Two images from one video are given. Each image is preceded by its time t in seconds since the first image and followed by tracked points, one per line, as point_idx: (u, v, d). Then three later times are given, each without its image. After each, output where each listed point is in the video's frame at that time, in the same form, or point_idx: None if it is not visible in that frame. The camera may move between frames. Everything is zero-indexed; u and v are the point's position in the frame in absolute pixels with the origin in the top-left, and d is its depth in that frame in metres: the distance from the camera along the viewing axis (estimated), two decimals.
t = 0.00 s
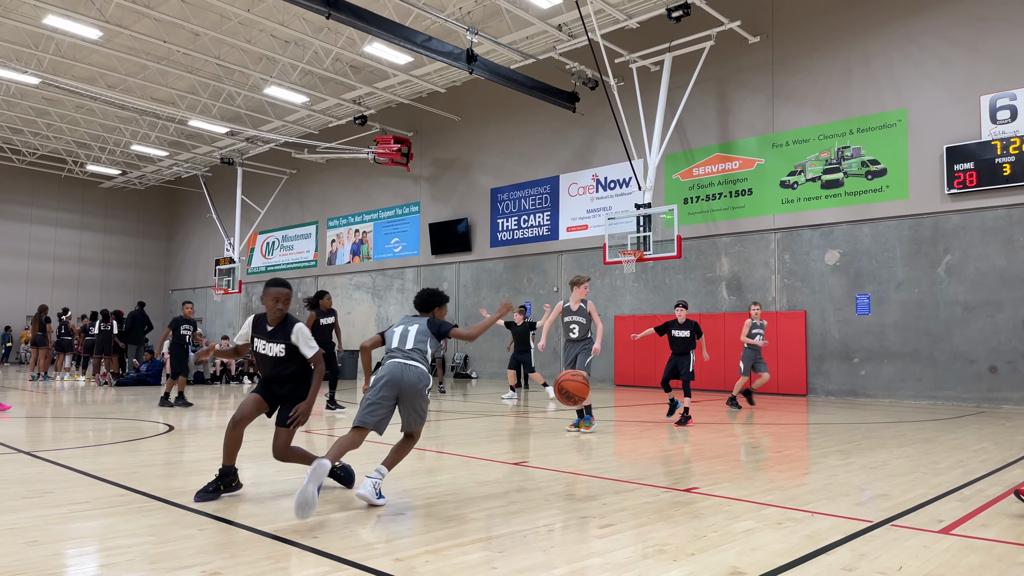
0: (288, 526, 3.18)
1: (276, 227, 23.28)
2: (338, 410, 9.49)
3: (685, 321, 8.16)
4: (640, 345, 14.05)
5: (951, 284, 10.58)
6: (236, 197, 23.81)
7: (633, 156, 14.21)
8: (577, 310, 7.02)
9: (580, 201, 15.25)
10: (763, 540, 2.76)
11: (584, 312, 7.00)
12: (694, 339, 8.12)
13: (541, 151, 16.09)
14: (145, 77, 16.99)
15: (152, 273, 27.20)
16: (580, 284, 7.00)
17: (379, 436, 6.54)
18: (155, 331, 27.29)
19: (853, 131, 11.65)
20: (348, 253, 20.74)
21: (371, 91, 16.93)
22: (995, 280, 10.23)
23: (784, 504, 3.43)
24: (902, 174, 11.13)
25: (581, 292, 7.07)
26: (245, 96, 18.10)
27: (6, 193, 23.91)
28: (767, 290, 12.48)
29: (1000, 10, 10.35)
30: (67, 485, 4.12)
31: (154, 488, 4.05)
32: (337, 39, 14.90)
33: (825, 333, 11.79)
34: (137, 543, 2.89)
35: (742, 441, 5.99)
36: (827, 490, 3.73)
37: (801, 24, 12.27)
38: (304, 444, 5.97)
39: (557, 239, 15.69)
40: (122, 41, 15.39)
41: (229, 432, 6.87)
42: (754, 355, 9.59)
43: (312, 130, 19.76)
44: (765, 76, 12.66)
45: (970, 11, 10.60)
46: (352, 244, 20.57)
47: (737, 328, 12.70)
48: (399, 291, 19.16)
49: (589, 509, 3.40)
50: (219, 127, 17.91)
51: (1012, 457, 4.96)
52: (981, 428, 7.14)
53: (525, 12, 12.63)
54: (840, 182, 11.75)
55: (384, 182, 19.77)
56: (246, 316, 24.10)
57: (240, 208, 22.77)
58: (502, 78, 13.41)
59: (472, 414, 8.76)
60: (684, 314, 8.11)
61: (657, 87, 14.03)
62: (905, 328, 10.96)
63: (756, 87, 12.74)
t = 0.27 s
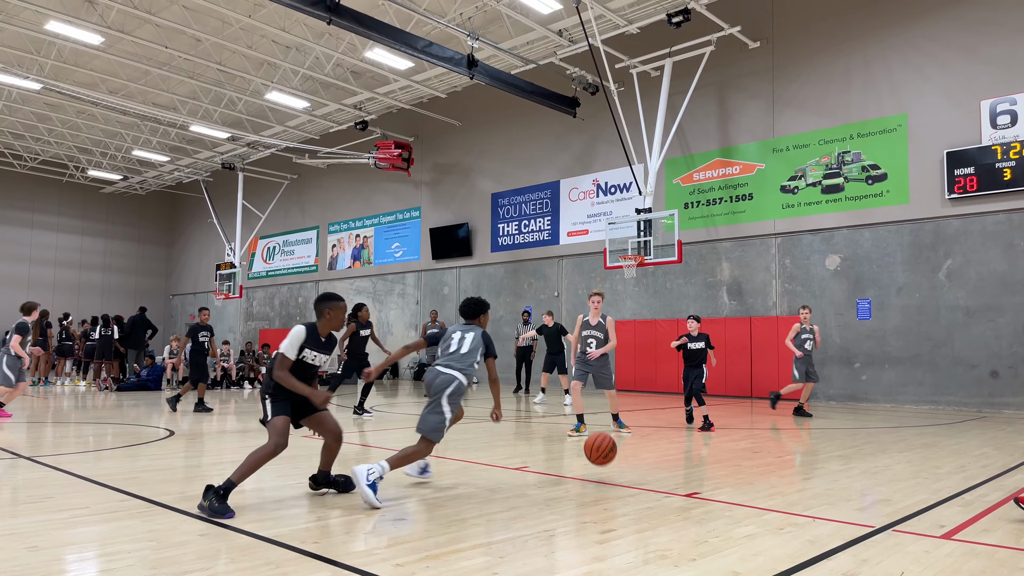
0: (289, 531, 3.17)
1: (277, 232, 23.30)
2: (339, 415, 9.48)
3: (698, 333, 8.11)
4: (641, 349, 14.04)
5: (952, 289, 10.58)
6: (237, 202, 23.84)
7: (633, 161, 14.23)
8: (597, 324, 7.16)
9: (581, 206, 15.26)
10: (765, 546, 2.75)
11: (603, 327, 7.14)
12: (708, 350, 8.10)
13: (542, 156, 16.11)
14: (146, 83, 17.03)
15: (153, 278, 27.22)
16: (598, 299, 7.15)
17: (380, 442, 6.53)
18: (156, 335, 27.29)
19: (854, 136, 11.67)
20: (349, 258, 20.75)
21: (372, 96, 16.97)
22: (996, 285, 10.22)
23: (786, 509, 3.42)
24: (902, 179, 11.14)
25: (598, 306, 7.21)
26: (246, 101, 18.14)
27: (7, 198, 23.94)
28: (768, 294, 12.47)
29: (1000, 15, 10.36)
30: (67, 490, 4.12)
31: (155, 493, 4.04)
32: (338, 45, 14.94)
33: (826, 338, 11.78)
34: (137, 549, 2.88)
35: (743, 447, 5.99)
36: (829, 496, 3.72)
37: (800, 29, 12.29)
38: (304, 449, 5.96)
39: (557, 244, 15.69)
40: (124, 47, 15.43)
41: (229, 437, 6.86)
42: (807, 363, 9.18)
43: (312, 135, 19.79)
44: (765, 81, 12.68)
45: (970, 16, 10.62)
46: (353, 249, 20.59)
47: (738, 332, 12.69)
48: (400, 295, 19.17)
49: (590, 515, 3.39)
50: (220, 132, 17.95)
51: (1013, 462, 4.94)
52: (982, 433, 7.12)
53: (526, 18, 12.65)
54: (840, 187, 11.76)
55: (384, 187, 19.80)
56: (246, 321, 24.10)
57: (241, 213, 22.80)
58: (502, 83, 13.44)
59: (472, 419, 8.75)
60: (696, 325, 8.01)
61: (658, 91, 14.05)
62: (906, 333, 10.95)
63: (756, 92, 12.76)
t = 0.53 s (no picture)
0: (289, 535, 3.17)
1: (277, 236, 23.31)
2: (339, 419, 9.46)
3: (699, 338, 8.17)
4: (641, 353, 14.03)
5: (952, 292, 10.57)
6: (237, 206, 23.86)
7: (633, 165, 14.25)
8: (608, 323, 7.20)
9: (581, 209, 15.27)
10: (765, 549, 2.75)
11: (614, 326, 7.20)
12: (713, 353, 8.26)
13: (542, 159, 16.12)
14: (147, 87, 17.06)
15: (154, 281, 27.22)
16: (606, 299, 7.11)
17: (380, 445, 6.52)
18: (156, 339, 27.28)
19: (853, 140, 11.68)
20: (349, 262, 20.76)
21: (372, 100, 16.99)
22: (997, 289, 10.22)
23: (786, 513, 3.41)
24: (902, 182, 11.14)
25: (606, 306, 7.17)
26: (246, 105, 18.17)
27: (8, 202, 23.96)
28: (768, 298, 12.47)
29: (1000, 18, 10.37)
30: (67, 494, 4.11)
31: (155, 497, 4.04)
32: (339, 49, 14.97)
33: (826, 341, 11.78)
34: (137, 553, 2.88)
35: (743, 450, 5.98)
36: (829, 499, 3.72)
37: (800, 33, 12.31)
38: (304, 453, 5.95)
39: (558, 247, 15.70)
40: (125, 51, 15.44)
41: (229, 441, 6.86)
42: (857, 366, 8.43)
43: (313, 139, 19.81)
44: (765, 85, 12.70)
45: (969, 20, 10.63)
46: (353, 252, 20.59)
47: (738, 336, 12.68)
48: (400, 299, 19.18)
49: (590, 518, 3.39)
50: (220, 136, 17.97)
51: (1014, 466, 4.94)
52: (982, 436, 7.11)
53: (526, 22, 12.66)
54: (840, 190, 11.77)
55: (385, 191, 19.82)
56: (247, 325, 24.10)
57: (241, 216, 22.82)
58: (502, 87, 13.46)
59: (473, 423, 8.74)
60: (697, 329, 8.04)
61: (658, 95, 14.06)
62: (907, 336, 10.94)
63: (757, 96, 12.77)
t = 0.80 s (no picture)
0: (286, 537, 3.16)
1: (276, 237, 23.31)
2: (339, 420, 9.46)
3: (715, 341, 8.17)
4: (640, 354, 14.02)
5: (952, 294, 10.57)
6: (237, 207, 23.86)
7: (632, 166, 14.26)
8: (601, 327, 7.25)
9: (580, 211, 15.26)
10: (764, 552, 2.74)
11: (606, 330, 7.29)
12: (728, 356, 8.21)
13: (541, 161, 16.12)
14: (146, 88, 17.05)
15: (153, 283, 27.21)
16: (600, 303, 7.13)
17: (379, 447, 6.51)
18: (155, 340, 27.25)
19: (852, 141, 11.68)
20: (348, 263, 20.75)
21: (372, 102, 16.98)
22: (996, 290, 10.21)
23: (784, 515, 3.41)
24: (901, 183, 11.14)
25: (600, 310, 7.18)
26: (246, 106, 18.16)
27: (8, 204, 23.95)
28: (767, 299, 12.46)
29: (998, 19, 10.37)
30: (65, 496, 4.10)
31: (153, 499, 4.03)
32: (338, 50, 14.96)
33: (826, 343, 11.76)
34: (134, 555, 2.87)
35: (742, 452, 5.97)
36: (828, 501, 3.71)
37: (799, 35, 12.32)
38: (303, 455, 5.93)
39: (557, 249, 15.69)
40: (124, 53, 15.46)
41: (228, 443, 6.84)
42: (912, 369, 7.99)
43: (312, 140, 19.79)
44: (764, 86, 12.71)
45: (969, 21, 10.63)
46: (353, 254, 20.58)
47: (738, 337, 12.66)
48: (399, 300, 19.17)
49: (587, 520, 3.39)
50: (220, 137, 17.95)
51: (1014, 468, 4.93)
52: (982, 438, 7.10)
53: (526, 23, 12.67)
54: (840, 192, 11.77)
55: (384, 192, 19.81)
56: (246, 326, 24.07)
57: (241, 218, 22.81)
58: (502, 89, 13.46)
59: (473, 424, 8.73)
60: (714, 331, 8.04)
61: (657, 96, 14.07)
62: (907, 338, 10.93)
63: (756, 98, 12.78)
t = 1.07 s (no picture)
0: (281, 538, 3.15)
1: (275, 238, 23.29)
2: (337, 421, 9.45)
3: (732, 337, 8.32)
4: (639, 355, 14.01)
5: (950, 294, 10.57)
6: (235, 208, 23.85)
7: (631, 167, 14.26)
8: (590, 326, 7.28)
9: (579, 212, 15.25)
10: (760, 553, 2.72)
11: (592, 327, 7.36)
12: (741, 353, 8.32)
13: (540, 161, 16.12)
14: (145, 89, 17.03)
15: (152, 284, 27.18)
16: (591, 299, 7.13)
17: (376, 447, 6.49)
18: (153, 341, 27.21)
19: (851, 142, 11.68)
20: (347, 264, 20.73)
21: (370, 103, 16.96)
22: (994, 291, 10.21)
23: (781, 516, 3.40)
24: (900, 184, 11.14)
25: (593, 308, 7.16)
26: (244, 107, 18.15)
27: (6, 205, 23.92)
28: (765, 300, 12.46)
29: (996, 20, 10.37)
30: (62, 497, 4.08)
31: (149, 500, 4.01)
32: (336, 51, 14.95)
33: (824, 343, 11.76)
34: (129, 556, 2.85)
35: (740, 452, 5.97)
36: (825, 502, 3.70)
37: (797, 36, 12.32)
38: (301, 456, 5.91)
39: (555, 249, 15.68)
40: (122, 54, 15.47)
41: (225, 444, 6.82)
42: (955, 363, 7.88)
43: (310, 141, 19.77)
44: (762, 87, 12.71)
45: (967, 21, 10.63)
46: (351, 254, 20.57)
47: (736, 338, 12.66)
48: (398, 301, 19.16)
49: (584, 521, 3.38)
50: (218, 138, 17.94)
51: (1012, 468, 4.93)
52: (979, 438, 7.10)
53: (524, 24, 12.66)
54: (838, 193, 11.77)
55: (382, 193, 19.81)
56: (244, 327, 24.05)
57: (239, 219, 22.80)
58: (500, 89, 13.46)
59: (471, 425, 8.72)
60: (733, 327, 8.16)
61: (655, 97, 14.07)
62: (905, 338, 10.93)
63: (754, 98, 12.78)
